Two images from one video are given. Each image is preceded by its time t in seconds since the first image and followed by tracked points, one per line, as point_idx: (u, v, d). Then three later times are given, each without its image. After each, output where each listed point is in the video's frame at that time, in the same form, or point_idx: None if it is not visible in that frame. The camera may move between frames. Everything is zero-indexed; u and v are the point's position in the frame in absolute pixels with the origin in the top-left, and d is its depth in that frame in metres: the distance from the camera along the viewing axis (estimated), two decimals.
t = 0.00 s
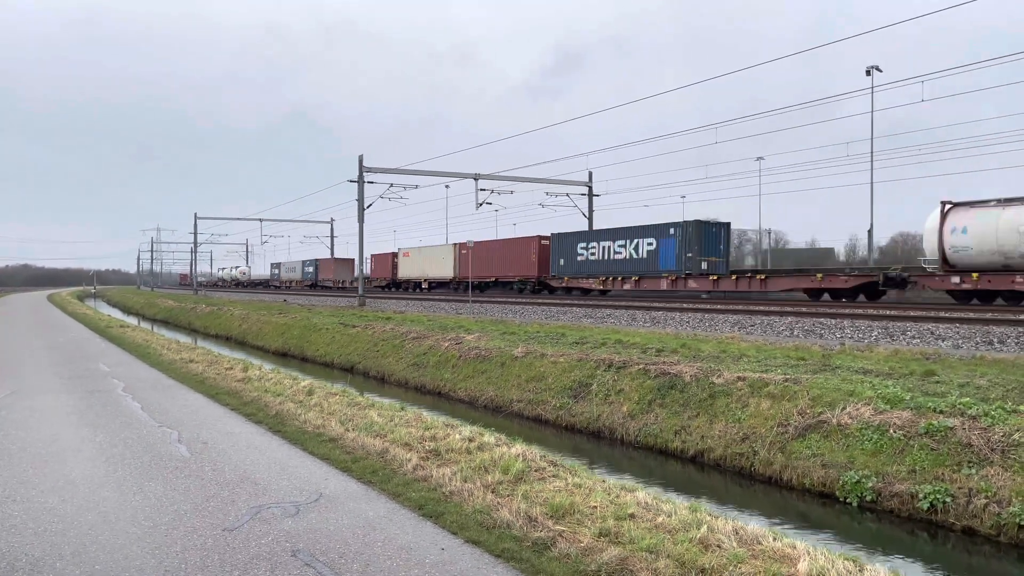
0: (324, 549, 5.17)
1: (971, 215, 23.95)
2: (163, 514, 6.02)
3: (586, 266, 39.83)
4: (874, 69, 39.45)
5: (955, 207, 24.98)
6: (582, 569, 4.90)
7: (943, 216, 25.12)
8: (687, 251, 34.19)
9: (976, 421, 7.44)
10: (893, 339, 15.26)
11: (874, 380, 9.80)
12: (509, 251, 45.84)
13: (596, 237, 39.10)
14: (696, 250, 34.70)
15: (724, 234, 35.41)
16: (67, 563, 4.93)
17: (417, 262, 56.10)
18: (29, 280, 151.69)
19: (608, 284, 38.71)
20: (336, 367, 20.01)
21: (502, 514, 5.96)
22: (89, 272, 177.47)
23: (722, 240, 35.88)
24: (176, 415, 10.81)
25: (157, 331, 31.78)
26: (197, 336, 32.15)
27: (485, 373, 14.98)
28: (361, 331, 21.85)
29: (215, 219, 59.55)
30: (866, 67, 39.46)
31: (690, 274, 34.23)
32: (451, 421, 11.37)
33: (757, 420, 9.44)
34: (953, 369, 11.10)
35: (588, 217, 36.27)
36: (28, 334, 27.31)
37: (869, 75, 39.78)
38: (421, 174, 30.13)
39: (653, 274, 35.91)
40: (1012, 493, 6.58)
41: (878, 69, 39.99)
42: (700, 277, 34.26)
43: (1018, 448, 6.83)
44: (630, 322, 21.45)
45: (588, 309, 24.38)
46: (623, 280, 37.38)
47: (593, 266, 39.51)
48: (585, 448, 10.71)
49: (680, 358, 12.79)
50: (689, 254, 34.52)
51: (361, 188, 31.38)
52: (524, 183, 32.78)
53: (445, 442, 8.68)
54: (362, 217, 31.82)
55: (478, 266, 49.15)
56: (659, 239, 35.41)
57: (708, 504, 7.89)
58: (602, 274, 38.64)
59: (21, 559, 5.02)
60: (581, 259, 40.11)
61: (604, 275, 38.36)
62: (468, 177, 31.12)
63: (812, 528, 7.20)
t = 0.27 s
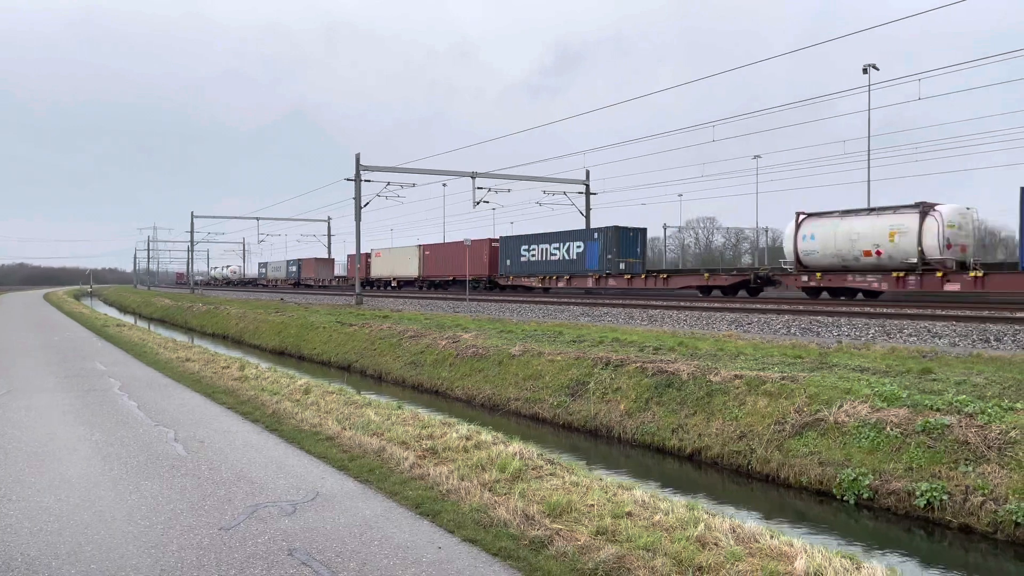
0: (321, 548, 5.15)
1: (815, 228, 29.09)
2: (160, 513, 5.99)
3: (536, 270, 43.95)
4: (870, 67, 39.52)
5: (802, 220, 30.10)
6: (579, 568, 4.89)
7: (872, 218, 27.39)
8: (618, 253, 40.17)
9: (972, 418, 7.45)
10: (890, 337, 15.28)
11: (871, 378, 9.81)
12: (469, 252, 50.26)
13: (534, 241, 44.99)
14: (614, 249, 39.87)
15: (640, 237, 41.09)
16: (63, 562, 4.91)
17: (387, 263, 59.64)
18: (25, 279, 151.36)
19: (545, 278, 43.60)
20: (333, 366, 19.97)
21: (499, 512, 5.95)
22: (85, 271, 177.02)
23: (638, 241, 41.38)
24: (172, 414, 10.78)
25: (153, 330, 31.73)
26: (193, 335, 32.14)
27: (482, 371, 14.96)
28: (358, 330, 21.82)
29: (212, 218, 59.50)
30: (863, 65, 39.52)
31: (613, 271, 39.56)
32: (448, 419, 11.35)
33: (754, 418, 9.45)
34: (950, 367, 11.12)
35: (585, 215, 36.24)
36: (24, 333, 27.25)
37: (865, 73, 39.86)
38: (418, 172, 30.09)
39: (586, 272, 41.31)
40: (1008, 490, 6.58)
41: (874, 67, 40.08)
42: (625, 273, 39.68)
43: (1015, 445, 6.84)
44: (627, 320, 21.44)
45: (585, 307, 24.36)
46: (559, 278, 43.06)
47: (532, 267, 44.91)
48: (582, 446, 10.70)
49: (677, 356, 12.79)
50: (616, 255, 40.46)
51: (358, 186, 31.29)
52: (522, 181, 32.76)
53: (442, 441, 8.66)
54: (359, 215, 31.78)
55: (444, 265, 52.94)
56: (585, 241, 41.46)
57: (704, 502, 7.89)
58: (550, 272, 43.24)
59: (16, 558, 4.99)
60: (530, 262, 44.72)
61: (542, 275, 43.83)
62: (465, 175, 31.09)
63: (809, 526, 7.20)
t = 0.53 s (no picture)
0: (317, 546, 5.14)
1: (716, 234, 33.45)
2: (156, 512, 5.98)
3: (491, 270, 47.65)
4: (866, 65, 39.60)
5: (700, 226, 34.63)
6: (576, 565, 4.90)
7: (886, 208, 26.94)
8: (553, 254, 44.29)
9: (968, 415, 7.47)
10: (886, 334, 15.33)
11: (867, 375, 9.83)
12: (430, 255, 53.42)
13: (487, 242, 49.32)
14: (552, 251, 44.36)
15: (577, 241, 45.77)
16: (59, 561, 4.89)
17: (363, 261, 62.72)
18: (21, 277, 151.04)
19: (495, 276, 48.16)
20: (330, 364, 19.95)
21: (496, 510, 5.96)
22: (81, 269, 176.75)
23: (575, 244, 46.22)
24: (169, 412, 10.75)
25: (149, 328, 31.67)
26: (189, 333, 32.09)
27: (480, 369, 14.96)
28: (355, 328, 21.79)
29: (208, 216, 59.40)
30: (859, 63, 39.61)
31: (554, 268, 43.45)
32: (446, 417, 11.35)
33: (751, 415, 9.46)
34: (946, 364, 11.15)
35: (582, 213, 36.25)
36: (19, 331, 27.17)
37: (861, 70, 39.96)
38: (415, 170, 30.05)
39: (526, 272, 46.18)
40: (1004, 487, 6.60)
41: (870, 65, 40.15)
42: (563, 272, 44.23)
43: (1010, 442, 6.85)
44: (624, 318, 21.46)
45: (582, 305, 24.38)
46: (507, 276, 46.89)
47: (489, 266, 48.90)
48: (579, 444, 10.70)
49: (674, 353, 12.80)
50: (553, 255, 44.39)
51: (355, 184, 31.25)
52: (519, 179, 32.74)
53: (439, 438, 8.66)
54: (356, 213, 31.74)
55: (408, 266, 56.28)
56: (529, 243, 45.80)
57: (701, 500, 7.89)
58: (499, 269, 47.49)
59: (12, 557, 4.97)
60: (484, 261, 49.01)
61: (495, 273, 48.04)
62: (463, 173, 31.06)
63: (805, 523, 7.21)
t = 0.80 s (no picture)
0: (314, 543, 5.13)
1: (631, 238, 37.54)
2: (152, 509, 5.96)
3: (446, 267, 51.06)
4: (863, 62, 39.64)
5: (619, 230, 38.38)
6: (572, 561, 4.90)
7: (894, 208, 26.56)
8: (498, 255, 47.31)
9: (965, 412, 7.48)
10: (883, 331, 15.35)
11: (864, 372, 9.84)
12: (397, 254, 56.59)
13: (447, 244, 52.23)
14: (501, 251, 47.73)
15: (524, 240, 48.98)
16: (55, 558, 4.87)
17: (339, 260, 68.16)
18: (17, 275, 150.68)
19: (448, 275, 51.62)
20: (327, 361, 19.93)
21: (493, 507, 5.95)
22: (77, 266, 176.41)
23: (521, 244, 49.32)
24: (165, 409, 10.73)
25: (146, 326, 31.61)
26: (186, 330, 32.08)
27: (477, 366, 14.96)
28: (352, 325, 21.76)
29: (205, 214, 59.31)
30: (856, 60, 39.66)
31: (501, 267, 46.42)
32: (443, 414, 11.34)
33: (748, 412, 9.46)
34: (942, 361, 11.17)
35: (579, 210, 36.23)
36: (16, 329, 27.09)
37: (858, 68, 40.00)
38: (412, 167, 30.00)
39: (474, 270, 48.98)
40: (1000, 483, 6.61)
41: (867, 62, 40.18)
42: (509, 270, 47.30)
43: (1007, 438, 6.87)
44: (621, 315, 21.46)
45: (579, 302, 24.36)
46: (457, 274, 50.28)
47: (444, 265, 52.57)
48: (577, 441, 10.70)
49: (671, 350, 12.81)
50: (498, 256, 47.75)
51: (352, 181, 31.20)
52: (516, 176, 32.71)
53: (436, 435, 8.64)
54: (354, 210, 31.68)
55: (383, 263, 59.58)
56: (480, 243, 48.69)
57: (698, 497, 7.89)
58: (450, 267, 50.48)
59: (7, 555, 4.95)
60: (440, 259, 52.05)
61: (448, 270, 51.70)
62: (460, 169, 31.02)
63: (802, 520, 7.22)
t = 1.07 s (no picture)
0: (311, 540, 5.12)
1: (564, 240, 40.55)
2: (149, 506, 5.94)
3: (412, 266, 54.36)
4: (861, 58, 39.62)
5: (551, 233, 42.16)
6: (570, 558, 4.89)
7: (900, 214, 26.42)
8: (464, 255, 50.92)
9: (962, 408, 7.49)
10: (880, 327, 15.36)
11: (861, 368, 9.84)
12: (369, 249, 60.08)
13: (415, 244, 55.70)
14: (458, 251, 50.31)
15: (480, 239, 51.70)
16: (51, 555, 4.86)
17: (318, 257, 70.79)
18: (14, 271, 150.39)
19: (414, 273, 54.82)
20: (325, 358, 19.91)
21: (490, 503, 5.94)
22: (75, 263, 176.09)
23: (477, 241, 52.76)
24: (162, 406, 10.71)
25: (143, 323, 31.57)
26: (183, 327, 32.04)
27: (475, 363, 14.95)
28: (350, 322, 21.73)
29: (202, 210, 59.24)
30: (854, 56, 39.64)
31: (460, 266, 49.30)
32: (441, 411, 11.33)
33: (745, 408, 9.47)
34: (939, 357, 11.18)
35: (577, 207, 36.20)
36: (13, 326, 27.03)
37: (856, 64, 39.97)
38: (410, 163, 29.95)
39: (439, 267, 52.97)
40: (997, 479, 6.62)
41: (865, 58, 40.15)
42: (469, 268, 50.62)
43: (1003, 434, 6.88)
44: (619, 311, 21.45)
45: (576, 299, 24.35)
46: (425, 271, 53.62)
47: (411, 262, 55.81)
48: (575, 437, 10.70)
49: (669, 347, 12.80)
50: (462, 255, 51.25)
51: (349, 177, 31.12)
52: (514, 172, 32.67)
53: (434, 432, 8.63)
54: (351, 206, 31.62)
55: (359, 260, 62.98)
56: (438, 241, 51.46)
57: (696, 493, 7.89)
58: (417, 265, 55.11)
59: (3, 552, 4.93)
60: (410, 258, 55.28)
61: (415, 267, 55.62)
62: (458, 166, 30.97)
63: (800, 516, 7.22)
